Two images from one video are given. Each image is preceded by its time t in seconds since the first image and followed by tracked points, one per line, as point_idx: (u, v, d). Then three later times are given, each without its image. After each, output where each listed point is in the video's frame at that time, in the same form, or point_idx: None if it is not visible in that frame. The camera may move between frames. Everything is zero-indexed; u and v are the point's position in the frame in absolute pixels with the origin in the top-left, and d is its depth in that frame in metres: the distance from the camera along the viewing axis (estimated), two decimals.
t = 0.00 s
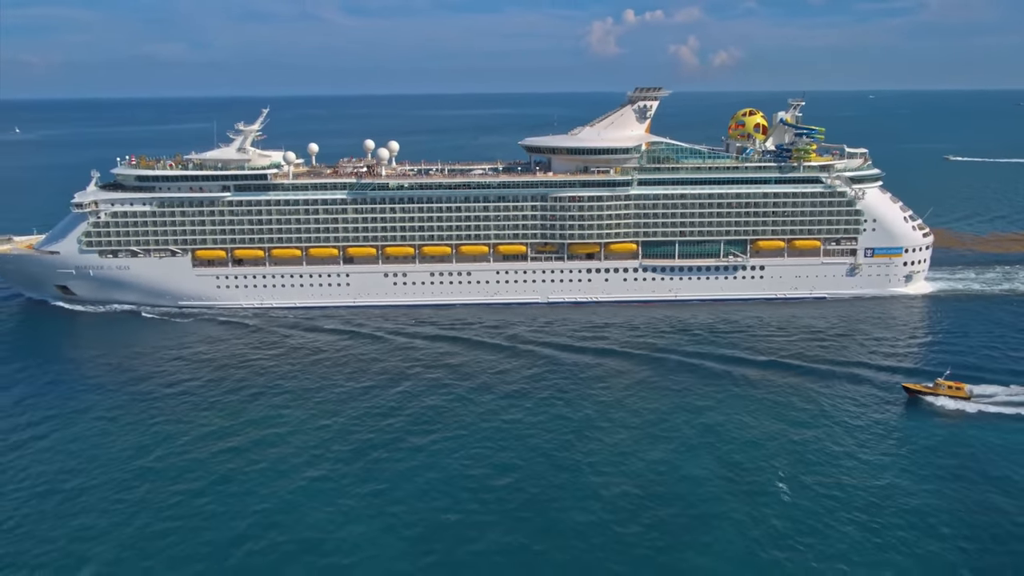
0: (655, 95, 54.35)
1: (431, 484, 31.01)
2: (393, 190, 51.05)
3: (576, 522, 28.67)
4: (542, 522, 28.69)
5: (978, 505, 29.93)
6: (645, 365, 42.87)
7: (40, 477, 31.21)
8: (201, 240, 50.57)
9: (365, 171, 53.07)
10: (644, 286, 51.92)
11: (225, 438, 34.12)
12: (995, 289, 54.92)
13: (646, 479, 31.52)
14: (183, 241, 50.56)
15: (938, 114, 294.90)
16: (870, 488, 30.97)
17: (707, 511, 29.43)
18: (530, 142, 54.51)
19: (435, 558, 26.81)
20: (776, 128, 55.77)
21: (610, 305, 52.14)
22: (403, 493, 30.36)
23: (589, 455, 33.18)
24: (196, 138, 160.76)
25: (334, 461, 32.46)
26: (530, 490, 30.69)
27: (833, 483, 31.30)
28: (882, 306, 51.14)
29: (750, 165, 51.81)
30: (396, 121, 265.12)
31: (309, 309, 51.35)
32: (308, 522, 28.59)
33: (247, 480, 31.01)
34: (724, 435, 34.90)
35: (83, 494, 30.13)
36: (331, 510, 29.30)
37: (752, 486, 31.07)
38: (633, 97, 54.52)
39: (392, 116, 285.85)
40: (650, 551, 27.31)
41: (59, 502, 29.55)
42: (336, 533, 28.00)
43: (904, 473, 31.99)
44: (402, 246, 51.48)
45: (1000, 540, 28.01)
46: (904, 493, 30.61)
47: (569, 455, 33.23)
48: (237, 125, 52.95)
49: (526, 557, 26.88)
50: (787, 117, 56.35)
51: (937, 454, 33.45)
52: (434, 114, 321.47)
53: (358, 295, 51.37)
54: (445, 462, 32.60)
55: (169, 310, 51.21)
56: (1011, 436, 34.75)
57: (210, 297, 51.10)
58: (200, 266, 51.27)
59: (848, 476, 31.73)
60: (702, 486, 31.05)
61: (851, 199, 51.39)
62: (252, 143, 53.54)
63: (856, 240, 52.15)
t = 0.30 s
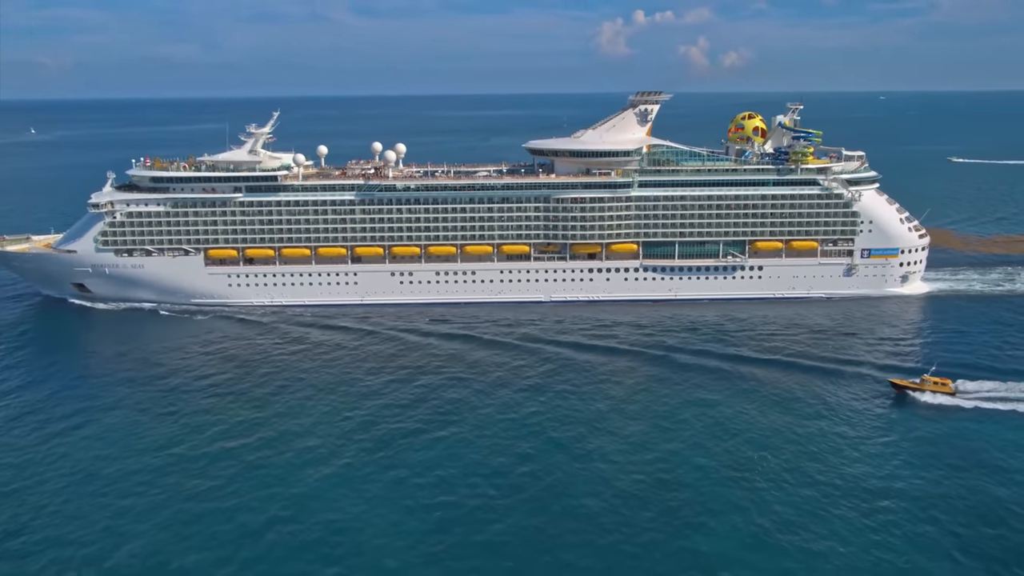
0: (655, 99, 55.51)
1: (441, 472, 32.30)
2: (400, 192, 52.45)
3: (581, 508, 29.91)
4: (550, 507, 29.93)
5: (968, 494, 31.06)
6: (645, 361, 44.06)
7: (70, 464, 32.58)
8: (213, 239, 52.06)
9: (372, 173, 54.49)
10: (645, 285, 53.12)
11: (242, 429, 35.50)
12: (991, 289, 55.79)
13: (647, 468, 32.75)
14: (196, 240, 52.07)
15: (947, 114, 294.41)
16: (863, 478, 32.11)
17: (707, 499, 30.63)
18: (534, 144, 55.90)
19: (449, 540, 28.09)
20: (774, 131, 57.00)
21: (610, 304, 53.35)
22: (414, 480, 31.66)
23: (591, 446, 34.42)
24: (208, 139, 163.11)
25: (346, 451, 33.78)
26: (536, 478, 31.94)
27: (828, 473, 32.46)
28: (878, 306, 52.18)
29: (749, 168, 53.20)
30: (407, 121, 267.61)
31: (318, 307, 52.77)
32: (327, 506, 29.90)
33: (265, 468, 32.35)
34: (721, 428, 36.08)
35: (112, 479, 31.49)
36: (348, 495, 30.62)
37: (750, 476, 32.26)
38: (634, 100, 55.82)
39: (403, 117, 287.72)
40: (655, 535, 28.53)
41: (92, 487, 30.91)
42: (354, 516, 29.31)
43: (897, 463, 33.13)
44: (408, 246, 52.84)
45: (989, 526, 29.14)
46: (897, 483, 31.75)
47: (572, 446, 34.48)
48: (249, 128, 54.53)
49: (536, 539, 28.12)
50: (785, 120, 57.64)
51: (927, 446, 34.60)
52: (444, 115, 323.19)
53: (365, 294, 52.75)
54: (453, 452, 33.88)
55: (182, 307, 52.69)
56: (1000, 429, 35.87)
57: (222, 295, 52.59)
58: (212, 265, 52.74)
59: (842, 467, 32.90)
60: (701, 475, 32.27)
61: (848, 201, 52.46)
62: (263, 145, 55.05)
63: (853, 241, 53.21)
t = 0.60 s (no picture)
0: (659, 102, 56.64)
1: (452, 460, 33.75)
2: (409, 192, 54.01)
3: (588, 494, 31.28)
4: (552, 494, 31.27)
5: (960, 484, 32.25)
6: (646, 357, 45.37)
7: (103, 450, 34.16)
8: (229, 238, 53.74)
9: (382, 174, 56.09)
10: (647, 284, 54.43)
11: (260, 419, 37.07)
12: (989, 289, 56.74)
13: (650, 458, 34.07)
14: (212, 239, 53.76)
15: (960, 115, 293.52)
16: (859, 468, 33.32)
17: (709, 486, 31.93)
18: (540, 146, 57.42)
19: (465, 522, 29.52)
20: (776, 134, 58.22)
21: (614, 302, 54.68)
22: (428, 467, 33.12)
23: (593, 437, 35.79)
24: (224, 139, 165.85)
25: (362, 439, 35.28)
26: (544, 466, 33.30)
27: (824, 463, 33.71)
28: (876, 305, 53.30)
29: (751, 170, 54.66)
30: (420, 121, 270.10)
31: (329, 304, 54.35)
32: (347, 490, 31.41)
33: (285, 454, 33.91)
34: (719, 421, 37.36)
35: (144, 464, 33.08)
36: (366, 480, 32.11)
37: (746, 466, 33.51)
38: (638, 104, 57.21)
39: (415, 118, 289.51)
40: (661, 518, 29.85)
41: (126, 471, 32.48)
42: (374, 500, 30.78)
43: (892, 455, 34.33)
44: (417, 246, 54.36)
45: (981, 514, 30.32)
46: (892, 472, 32.97)
47: (577, 436, 35.84)
48: (264, 130, 56.22)
49: (547, 522, 29.48)
50: (786, 124, 58.93)
51: (920, 438, 35.79)
52: (457, 115, 325.68)
53: (375, 292, 54.31)
54: (463, 441, 35.31)
55: (198, 304, 54.44)
56: (991, 423, 37.01)
57: (237, 292, 54.27)
58: (227, 263, 54.42)
59: (838, 457, 34.15)
60: (701, 465, 33.59)
61: (847, 202, 53.61)
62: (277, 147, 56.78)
63: (852, 241, 54.34)
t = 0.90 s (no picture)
0: (661, 106, 58.09)
1: (464, 450, 34.97)
2: (417, 193, 55.36)
3: (598, 483, 32.45)
4: (556, 484, 32.36)
5: (958, 475, 33.28)
6: (648, 355, 46.45)
7: (131, 440, 35.44)
8: (242, 238, 55.18)
9: (391, 175, 57.53)
10: (650, 283, 55.54)
11: (277, 411, 38.39)
12: (987, 290, 57.58)
13: (651, 450, 35.16)
14: (226, 238, 55.24)
15: (969, 116, 292.97)
16: (854, 461, 34.29)
17: (711, 477, 33.00)
18: (546, 148, 58.78)
19: (481, 509, 30.70)
20: (777, 137, 59.31)
21: (617, 301, 55.83)
22: (441, 457, 34.36)
23: (597, 430, 36.93)
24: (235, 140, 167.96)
25: (376, 430, 36.56)
26: (554, 456, 34.48)
27: (824, 455, 34.78)
28: (875, 304, 54.26)
29: (752, 172, 55.91)
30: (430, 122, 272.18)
31: (339, 302, 55.69)
32: (367, 478, 32.64)
33: (304, 444, 35.18)
34: (717, 416, 38.44)
35: (170, 453, 34.35)
36: (383, 469, 33.34)
37: (744, 458, 34.56)
38: (641, 107, 58.49)
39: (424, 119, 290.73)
40: (670, 506, 30.97)
41: (151, 460, 33.73)
42: (392, 487, 32.00)
43: (887, 449, 35.28)
44: (425, 245, 55.67)
45: (980, 504, 31.35)
46: (893, 464, 34.01)
47: (583, 429, 37.02)
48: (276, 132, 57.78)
49: (556, 510, 30.59)
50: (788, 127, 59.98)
51: (918, 431, 36.85)
52: (467, 116, 327.59)
53: (384, 290, 55.66)
54: (473, 433, 36.52)
55: (212, 301, 55.92)
56: (987, 417, 38.06)
57: (250, 290, 55.71)
58: (240, 261, 55.87)
59: (835, 450, 35.18)
60: (705, 456, 34.71)
61: (846, 204, 54.66)
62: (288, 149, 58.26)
63: (851, 242, 55.34)
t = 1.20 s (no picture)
0: (664, 109, 59.68)
1: (475, 442, 36.20)
2: (425, 194, 56.75)
3: (606, 474, 33.61)
4: (553, 475, 33.49)
5: (955, 467, 34.35)
6: (648, 352, 47.58)
7: (156, 432, 36.69)
8: (254, 237, 56.65)
9: (400, 177, 58.95)
10: (653, 283, 56.70)
11: (292, 405, 39.70)
12: (985, 290, 58.44)
13: (648, 444, 36.28)
14: (239, 238, 56.74)
15: (979, 117, 292.35)
16: (844, 455, 35.31)
17: (705, 470, 34.08)
18: (552, 150, 60.16)
19: (497, 498, 31.88)
20: (777, 139, 60.43)
21: (620, 300, 57.00)
22: (454, 448, 35.59)
23: (597, 424, 38.09)
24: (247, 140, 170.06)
25: (389, 423, 37.84)
26: (562, 448, 35.68)
27: (818, 449, 35.84)
28: (874, 304, 55.26)
29: (754, 174, 57.11)
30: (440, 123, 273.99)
31: (349, 300, 57.07)
32: (384, 468, 33.87)
33: (321, 436, 36.45)
34: (712, 411, 39.57)
35: (194, 445, 35.60)
36: (400, 460, 34.57)
37: (737, 452, 35.63)
38: (645, 111, 59.92)
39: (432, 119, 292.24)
40: (663, 497, 32.01)
41: (164, 450, 35.05)
42: (405, 477, 33.22)
43: (877, 444, 36.27)
44: (432, 245, 57.04)
45: (977, 495, 32.42)
46: (892, 457, 35.10)
47: (589, 423, 38.21)
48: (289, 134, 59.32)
49: (552, 500, 31.72)
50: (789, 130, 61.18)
51: (914, 426, 37.94)
52: (478, 117, 329.24)
53: (392, 288, 57.02)
54: (483, 426, 37.74)
55: (225, 298, 57.39)
56: (980, 413, 39.11)
57: (261, 288, 57.14)
58: (253, 260, 57.33)
59: (827, 445, 36.19)
60: (709, 449, 35.85)
61: (845, 206, 55.73)
62: (300, 151, 59.78)
63: (850, 243, 56.40)
